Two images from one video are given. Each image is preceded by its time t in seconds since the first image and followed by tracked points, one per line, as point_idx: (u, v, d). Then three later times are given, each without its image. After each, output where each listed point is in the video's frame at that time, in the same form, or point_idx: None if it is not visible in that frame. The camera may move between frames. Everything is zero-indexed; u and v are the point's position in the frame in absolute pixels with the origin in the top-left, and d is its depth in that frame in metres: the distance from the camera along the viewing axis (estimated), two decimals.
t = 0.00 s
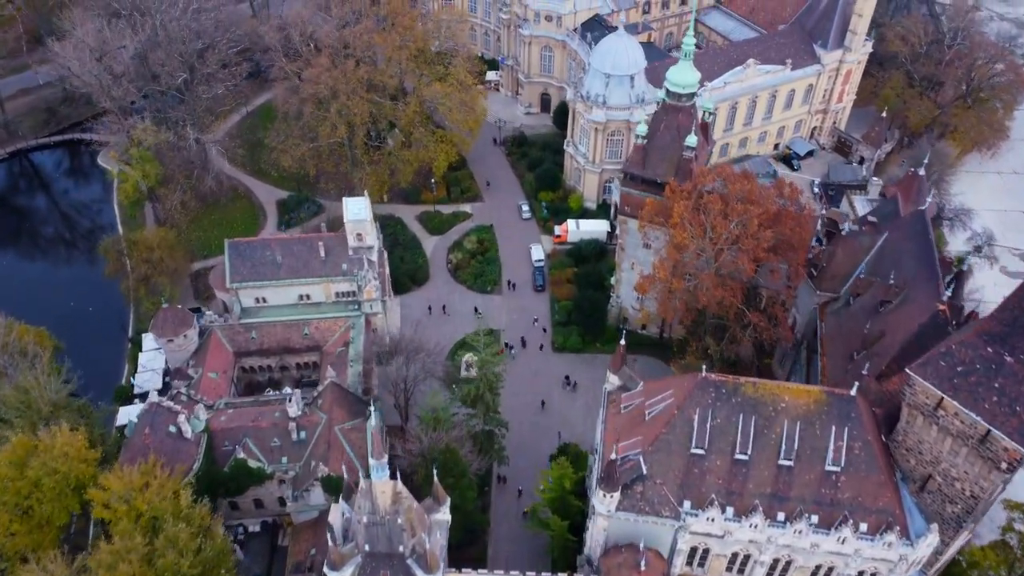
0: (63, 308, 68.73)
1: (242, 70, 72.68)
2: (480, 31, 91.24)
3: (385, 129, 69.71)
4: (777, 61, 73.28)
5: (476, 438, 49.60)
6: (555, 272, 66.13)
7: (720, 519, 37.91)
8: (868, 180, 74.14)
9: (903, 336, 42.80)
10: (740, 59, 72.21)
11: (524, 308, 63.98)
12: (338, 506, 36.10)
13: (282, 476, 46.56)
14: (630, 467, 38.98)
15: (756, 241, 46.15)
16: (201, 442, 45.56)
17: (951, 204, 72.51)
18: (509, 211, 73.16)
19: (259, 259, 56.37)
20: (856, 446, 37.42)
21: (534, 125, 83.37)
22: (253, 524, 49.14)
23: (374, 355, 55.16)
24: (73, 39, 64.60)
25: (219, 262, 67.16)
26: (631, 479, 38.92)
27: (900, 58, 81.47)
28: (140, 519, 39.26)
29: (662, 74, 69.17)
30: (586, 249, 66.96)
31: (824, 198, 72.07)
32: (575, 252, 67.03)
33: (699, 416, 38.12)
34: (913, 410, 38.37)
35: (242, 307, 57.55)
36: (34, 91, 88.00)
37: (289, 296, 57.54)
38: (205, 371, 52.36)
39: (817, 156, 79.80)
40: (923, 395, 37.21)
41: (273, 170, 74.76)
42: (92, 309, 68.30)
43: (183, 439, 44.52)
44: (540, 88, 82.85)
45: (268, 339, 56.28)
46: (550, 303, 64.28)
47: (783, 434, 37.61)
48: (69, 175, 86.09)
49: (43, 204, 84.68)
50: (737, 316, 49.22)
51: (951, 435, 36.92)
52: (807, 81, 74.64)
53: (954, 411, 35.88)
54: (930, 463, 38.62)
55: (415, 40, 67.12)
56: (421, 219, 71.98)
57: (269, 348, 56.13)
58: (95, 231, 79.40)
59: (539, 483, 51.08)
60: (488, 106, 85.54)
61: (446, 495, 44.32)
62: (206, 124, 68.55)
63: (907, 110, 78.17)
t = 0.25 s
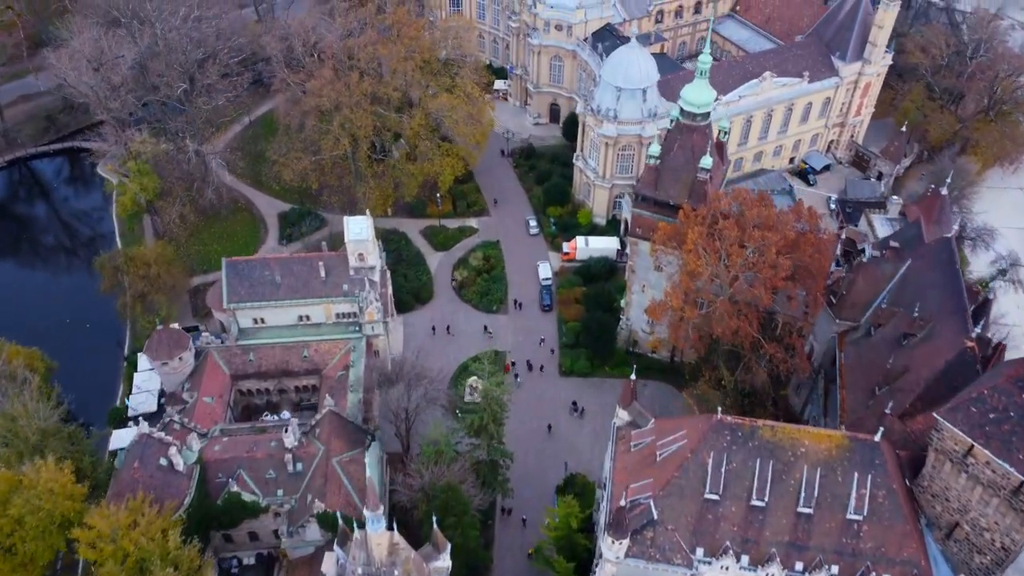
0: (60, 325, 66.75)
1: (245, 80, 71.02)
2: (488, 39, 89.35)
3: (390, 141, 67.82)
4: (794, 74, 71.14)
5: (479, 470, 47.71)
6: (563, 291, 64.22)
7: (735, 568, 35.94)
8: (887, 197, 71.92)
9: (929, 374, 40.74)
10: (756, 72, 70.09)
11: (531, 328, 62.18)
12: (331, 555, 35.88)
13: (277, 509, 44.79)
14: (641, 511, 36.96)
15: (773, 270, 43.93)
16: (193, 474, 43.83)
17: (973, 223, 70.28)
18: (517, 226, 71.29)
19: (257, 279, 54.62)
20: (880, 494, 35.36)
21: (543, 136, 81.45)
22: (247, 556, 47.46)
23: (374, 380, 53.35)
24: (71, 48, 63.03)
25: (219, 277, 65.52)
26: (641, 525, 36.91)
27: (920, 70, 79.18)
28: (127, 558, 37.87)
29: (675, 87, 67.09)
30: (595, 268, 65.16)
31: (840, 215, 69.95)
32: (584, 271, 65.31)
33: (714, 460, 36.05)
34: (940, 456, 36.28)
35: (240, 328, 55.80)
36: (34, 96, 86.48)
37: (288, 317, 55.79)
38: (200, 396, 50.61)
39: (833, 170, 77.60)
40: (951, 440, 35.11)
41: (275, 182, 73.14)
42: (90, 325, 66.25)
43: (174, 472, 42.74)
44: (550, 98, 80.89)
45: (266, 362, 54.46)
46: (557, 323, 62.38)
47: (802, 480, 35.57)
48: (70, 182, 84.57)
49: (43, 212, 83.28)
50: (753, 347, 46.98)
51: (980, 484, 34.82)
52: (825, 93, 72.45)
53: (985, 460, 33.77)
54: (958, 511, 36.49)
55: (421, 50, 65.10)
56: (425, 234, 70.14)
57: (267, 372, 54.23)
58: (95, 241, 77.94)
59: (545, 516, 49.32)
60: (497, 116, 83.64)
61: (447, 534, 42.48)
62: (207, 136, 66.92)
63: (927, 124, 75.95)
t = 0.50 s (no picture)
0: (45, 346, 64.39)
1: (236, 92, 69.20)
2: (487, 47, 87.51)
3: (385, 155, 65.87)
4: (800, 85, 69.30)
5: (477, 504, 45.86)
6: (564, 310, 62.44)
7: None
8: (895, 211, 70.31)
9: (947, 408, 38.90)
10: (761, 83, 68.25)
11: (531, 349, 60.39)
12: None
13: (266, 547, 42.91)
14: (645, 558, 35.06)
15: (783, 296, 42.08)
16: (178, 512, 42.01)
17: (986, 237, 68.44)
18: (517, 241, 69.53)
19: (248, 302, 52.82)
20: (898, 542, 33.34)
21: (543, 147, 79.62)
22: None
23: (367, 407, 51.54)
24: (56, 61, 61.27)
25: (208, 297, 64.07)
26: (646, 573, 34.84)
27: (929, 79, 77.31)
28: None
29: (678, 99, 65.17)
30: (596, 285, 63.65)
31: (849, 231, 67.69)
32: (585, 289, 63.68)
33: (723, 504, 34.16)
34: (961, 498, 34.30)
35: (229, 352, 54.16)
36: (23, 106, 84.64)
37: (280, 340, 54.00)
38: (187, 425, 48.80)
39: (840, 182, 75.78)
40: (974, 484, 33.11)
41: (268, 196, 71.43)
42: (77, 347, 63.95)
43: (158, 510, 41.11)
44: (550, 108, 79.04)
45: (257, 387, 52.65)
46: (558, 343, 60.54)
47: (816, 527, 33.61)
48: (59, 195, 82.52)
49: (33, 224, 81.51)
50: (762, 376, 45.11)
51: (1005, 530, 32.81)
52: (832, 105, 70.60)
53: (1011, 506, 31.74)
54: (981, 557, 34.43)
55: (416, 62, 63.10)
56: (422, 250, 68.34)
57: (258, 398, 52.49)
58: (84, 255, 76.09)
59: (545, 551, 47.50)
60: (496, 127, 81.79)
61: None
62: (197, 150, 65.12)
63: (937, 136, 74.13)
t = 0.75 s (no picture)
0: (31, 369, 62.05)
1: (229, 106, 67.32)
2: (487, 56, 85.59)
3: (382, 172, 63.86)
4: (809, 98, 67.36)
5: (475, 544, 43.93)
6: (566, 331, 60.52)
7: None
8: (906, 227, 68.31)
9: (969, 451, 36.93)
10: (769, 96, 66.34)
11: (531, 372, 58.52)
12: None
13: None
14: None
15: (795, 331, 40.14)
16: (161, 555, 40.15)
17: (1000, 255, 66.51)
18: (517, 258, 67.65)
19: (238, 328, 50.98)
20: None
21: (544, 160, 77.70)
22: None
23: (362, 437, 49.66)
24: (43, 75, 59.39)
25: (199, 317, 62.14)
26: None
27: (940, 91, 75.34)
28: None
29: (684, 114, 63.21)
30: (598, 307, 61.60)
31: (858, 248, 65.88)
32: (588, 310, 61.77)
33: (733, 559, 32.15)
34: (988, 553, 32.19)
35: (219, 379, 52.32)
36: (13, 117, 82.81)
37: (271, 367, 52.16)
38: (174, 457, 46.97)
39: (850, 197, 73.80)
40: (1002, 539, 31.02)
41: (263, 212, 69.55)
42: (65, 370, 61.82)
43: (140, 554, 39.27)
44: (552, 120, 77.11)
45: (247, 416, 50.77)
46: (559, 367, 58.62)
47: None
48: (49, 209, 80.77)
49: (23, 237, 79.60)
50: (772, 411, 43.16)
51: None
52: (842, 118, 68.63)
53: None
54: None
55: (414, 76, 60.98)
56: (420, 268, 66.44)
57: (248, 428, 50.59)
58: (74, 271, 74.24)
59: None
60: (496, 139, 79.87)
61: None
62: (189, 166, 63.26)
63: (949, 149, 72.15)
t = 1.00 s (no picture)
0: (25, 391, 59.90)
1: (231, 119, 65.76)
2: (496, 66, 83.83)
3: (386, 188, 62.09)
4: (826, 114, 65.31)
5: None
6: (573, 355, 58.68)
7: None
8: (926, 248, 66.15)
9: (999, 501, 34.94)
10: (786, 112, 64.36)
11: (537, 398, 56.73)
12: None
13: None
14: None
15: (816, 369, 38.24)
16: None
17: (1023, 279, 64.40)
18: (524, 277, 65.85)
19: (235, 353, 49.39)
20: None
21: (553, 174, 75.87)
22: None
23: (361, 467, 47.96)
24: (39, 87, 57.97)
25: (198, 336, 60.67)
26: None
27: (962, 107, 73.18)
28: None
29: (697, 131, 61.25)
30: (607, 330, 59.78)
31: (876, 269, 63.74)
32: (596, 333, 59.89)
33: None
34: None
35: (215, 405, 50.75)
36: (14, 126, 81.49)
37: (269, 393, 50.54)
38: (168, 487, 45.32)
39: (867, 215, 71.70)
40: None
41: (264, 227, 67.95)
42: (58, 390, 59.90)
43: None
44: (560, 133, 75.27)
45: (243, 445, 49.10)
46: (566, 393, 56.83)
47: None
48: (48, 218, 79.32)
49: (22, 247, 78.23)
50: (789, 450, 41.25)
51: None
52: (860, 135, 66.54)
53: None
54: None
55: (419, 91, 59.20)
56: (424, 286, 64.70)
57: (244, 456, 48.91)
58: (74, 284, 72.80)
59: None
60: (503, 151, 78.05)
61: None
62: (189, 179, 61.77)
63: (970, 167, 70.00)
